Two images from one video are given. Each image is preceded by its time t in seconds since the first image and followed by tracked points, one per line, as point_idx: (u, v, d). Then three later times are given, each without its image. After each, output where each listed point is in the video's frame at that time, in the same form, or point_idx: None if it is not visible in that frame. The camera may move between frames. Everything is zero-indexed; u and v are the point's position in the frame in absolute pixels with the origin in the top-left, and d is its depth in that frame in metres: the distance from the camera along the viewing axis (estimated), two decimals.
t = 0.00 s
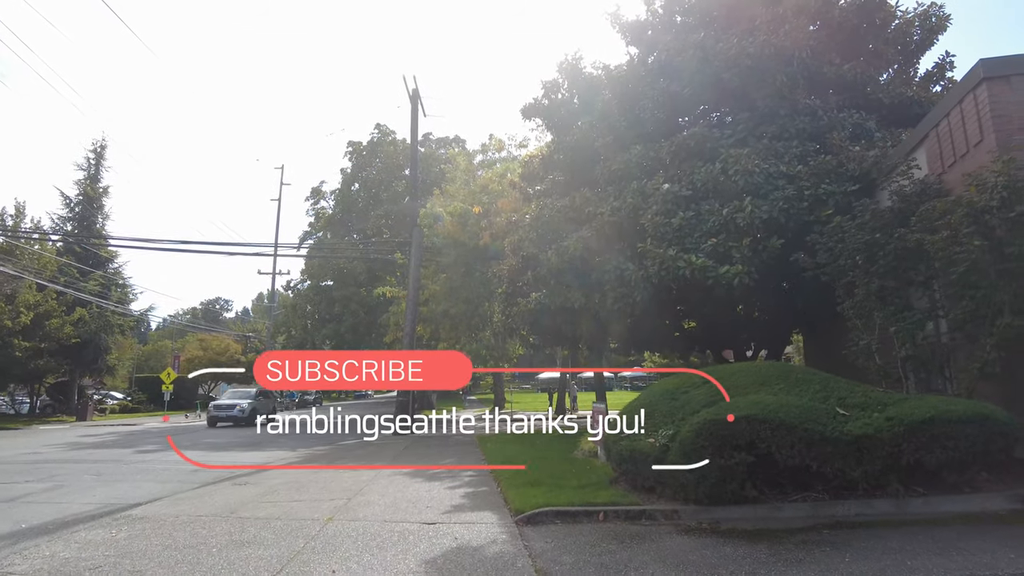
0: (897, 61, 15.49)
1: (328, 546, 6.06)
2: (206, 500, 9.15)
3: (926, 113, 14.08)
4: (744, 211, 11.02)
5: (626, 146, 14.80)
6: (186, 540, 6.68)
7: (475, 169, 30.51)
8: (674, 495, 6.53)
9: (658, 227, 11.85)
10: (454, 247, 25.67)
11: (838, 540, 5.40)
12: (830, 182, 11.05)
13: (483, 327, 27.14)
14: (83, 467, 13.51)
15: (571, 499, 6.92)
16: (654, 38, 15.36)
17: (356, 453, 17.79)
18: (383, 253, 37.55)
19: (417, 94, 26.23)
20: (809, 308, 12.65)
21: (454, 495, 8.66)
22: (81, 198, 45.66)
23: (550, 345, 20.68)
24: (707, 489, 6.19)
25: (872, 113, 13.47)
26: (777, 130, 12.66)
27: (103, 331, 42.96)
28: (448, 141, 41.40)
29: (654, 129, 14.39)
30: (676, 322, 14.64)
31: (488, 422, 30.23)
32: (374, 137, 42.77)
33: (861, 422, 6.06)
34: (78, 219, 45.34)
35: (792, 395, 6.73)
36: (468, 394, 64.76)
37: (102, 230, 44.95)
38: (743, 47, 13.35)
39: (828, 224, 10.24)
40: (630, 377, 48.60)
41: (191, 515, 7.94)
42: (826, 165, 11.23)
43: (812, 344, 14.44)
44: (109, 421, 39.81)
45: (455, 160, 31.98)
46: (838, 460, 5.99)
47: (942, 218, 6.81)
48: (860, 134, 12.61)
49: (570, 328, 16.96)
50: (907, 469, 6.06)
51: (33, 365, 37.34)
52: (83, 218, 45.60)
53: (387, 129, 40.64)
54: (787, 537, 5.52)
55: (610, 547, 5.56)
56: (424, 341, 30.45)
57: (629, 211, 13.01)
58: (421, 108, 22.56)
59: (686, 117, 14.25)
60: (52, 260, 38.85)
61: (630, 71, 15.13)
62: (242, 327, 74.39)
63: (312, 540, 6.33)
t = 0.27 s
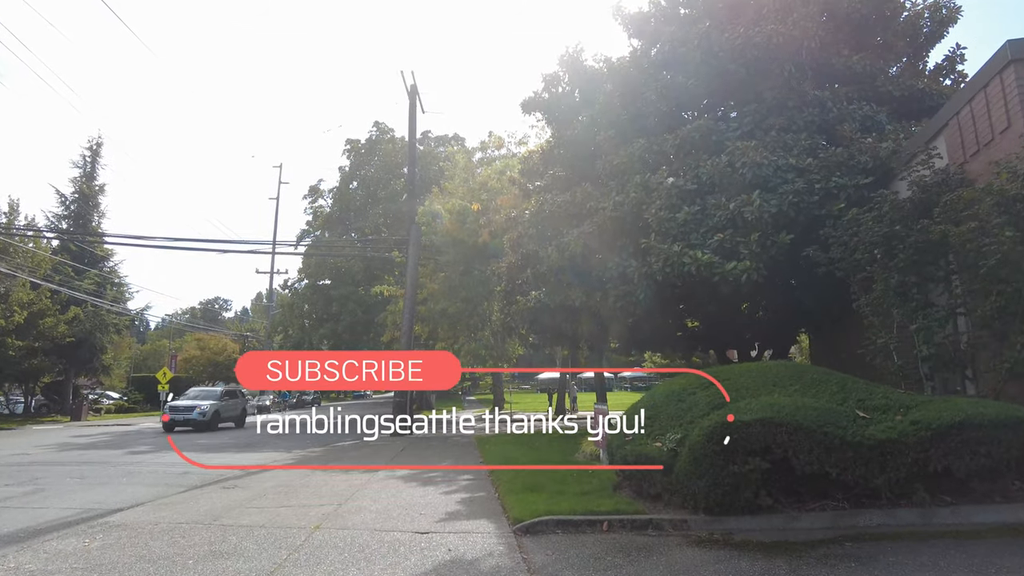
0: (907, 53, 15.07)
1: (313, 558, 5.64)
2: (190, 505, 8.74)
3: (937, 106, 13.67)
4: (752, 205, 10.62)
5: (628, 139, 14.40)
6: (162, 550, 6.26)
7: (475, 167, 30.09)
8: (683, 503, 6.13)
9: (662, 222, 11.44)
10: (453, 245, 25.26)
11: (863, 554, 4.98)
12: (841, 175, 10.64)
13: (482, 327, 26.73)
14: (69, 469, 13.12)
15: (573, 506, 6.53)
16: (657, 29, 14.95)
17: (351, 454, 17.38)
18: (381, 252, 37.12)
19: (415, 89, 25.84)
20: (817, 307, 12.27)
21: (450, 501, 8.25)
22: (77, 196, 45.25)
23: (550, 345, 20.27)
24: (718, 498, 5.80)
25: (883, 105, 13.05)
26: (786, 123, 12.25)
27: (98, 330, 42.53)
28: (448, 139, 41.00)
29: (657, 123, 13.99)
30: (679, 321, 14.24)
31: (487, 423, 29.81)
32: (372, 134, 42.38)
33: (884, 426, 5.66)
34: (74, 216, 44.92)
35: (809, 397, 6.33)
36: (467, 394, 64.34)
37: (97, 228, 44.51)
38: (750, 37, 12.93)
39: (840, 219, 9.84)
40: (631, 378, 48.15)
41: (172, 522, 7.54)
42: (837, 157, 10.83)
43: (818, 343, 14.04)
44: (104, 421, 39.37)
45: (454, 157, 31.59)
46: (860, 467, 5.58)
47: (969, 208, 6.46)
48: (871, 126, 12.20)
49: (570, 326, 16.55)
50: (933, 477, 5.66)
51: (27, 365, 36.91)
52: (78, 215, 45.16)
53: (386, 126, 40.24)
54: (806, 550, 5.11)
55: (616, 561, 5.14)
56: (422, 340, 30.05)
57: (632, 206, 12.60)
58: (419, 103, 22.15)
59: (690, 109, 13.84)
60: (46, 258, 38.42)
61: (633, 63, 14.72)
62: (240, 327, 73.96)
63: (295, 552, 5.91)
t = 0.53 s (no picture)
0: (914, 45, 14.66)
1: (290, 569, 5.23)
2: (170, 510, 8.32)
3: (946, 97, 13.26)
4: (756, 199, 10.25)
5: (628, 132, 14.01)
6: (131, 559, 5.86)
7: (472, 164, 29.64)
8: (688, 509, 5.76)
9: (663, 216, 11.07)
10: (450, 243, 24.85)
11: (887, 566, 4.60)
12: (850, 165, 10.26)
13: (479, 326, 26.32)
14: (50, 471, 12.71)
15: (571, 512, 6.17)
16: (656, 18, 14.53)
17: (344, 456, 16.98)
18: (377, 251, 36.70)
19: (412, 85, 25.44)
20: (822, 303, 11.97)
21: (442, 505, 7.85)
22: (70, 194, 44.81)
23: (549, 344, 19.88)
24: (724, 504, 5.45)
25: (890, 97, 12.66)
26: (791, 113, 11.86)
27: (92, 330, 42.09)
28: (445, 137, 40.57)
29: (658, 115, 13.62)
30: (680, 319, 13.86)
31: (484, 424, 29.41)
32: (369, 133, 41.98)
33: (903, 427, 5.29)
34: (67, 215, 44.44)
35: (822, 396, 5.96)
36: (465, 394, 63.97)
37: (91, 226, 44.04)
38: (753, 25, 12.53)
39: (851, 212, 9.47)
40: (630, 378, 47.75)
41: (147, 528, 7.14)
42: (845, 147, 10.43)
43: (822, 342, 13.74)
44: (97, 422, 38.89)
45: (451, 155, 31.14)
46: (878, 470, 5.22)
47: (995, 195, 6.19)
48: (880, 116, 11.81)
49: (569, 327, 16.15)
50: (958, 481, 5.29)
51: (18, 364, 36.47)
52: (72, 213, 44.68)
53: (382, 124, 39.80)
54: (822, 561, 4.74)
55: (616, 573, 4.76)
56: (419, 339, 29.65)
57: (632, 200, 12.21)
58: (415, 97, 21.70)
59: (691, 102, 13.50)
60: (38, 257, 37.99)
61: (632, 53, 14.28)
62: (237, 327, 73.62)
63: (274, 562, 5.51)
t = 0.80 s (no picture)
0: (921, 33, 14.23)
1: None
2: (144, 515, 7.90)
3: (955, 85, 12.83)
4: (760, 189, 9.85)
5: (626, 123, 13.58)
6: (91, 571, 5.43)
7: (468, 161, 29.19)
8: (693, 516, 5.35)
9: (663, 208, 10.66)
10: (445, 240, 24.41)
11: None
12: (857, 154, 9.86)
13: (475, 324, 25.88)
14: (28, 473, 12.26)
15: (567, 519, 5.75)
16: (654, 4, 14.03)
17: (335, 456, 16.55)
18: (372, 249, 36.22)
19: (406, 79, 25.03)
20: (826, 298, 11.65)
21: (431, 511, 7.43)
22: (62, 192, 44.34)
23: (547, 342, 19.48)
24: (732, 511, 5.04)
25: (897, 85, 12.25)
26: (795, 102, 11.45)
27: (84, 329, 41.60)
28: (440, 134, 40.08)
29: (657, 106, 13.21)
30: (679, 315, 13.44)
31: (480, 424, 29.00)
32: (364, 130, 41.52)
33: (925, 426, 4.89)
34: (59, 213, 43.90)
35: (835, 393, 5.56)
36: (463, 395, 63.50)
37: (83, 224, 43.51)
38: (756, 12, 12.09)
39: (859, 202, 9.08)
40: (629, 378, 47.32)
41: (115, 536, 6.69)
42: (852, 135, 10.03)
43: (826, 339, 13.40)
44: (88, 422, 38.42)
45: (446, 151, 30.68)
46: (899, 473, 4.81)
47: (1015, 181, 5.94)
48: (886, 105, 11.39)
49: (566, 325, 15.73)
50: (985, 485, 4.89)
51: (8, 364, 35.97)
52: (64, 212, 44.19)
53: (377, 121, 39.30)
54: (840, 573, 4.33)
55: None
56: (415, 337, 29.23)
57: (631, 192, 11.79)
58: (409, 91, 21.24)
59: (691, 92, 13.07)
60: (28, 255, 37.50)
61: (630, 42, 13.83)
62: (233, 327, 73.15)
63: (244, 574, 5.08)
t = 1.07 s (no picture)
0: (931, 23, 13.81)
1: None
2: (121, 525, 7.48)
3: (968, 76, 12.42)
4: (769, 182, 9.46)
5: (629, 117, 13.16)
6: None
7: (467, 159, 28.76)
8: (704, 530, 4.96)
9: (666, 203, 10.26)
10: (443, 238, 24.02)
11: None
12: (870, 145, 9.49)
13: (474, 324, 25.49)
14: (11, 478, 11.86)
15: (568, 532, 5.36)
16: None
17: (330, 458, 16.15)
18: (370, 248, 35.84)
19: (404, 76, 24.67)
20: (834, 296, 11.28)
21: (424, 519, 7.03)
22: (57, 191, 43.92)
23: (547, 342, 19.11)
24: (748, 525, 4.65)
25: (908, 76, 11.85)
26: (804, 93, 11.04)
27: (79, 329, 41.17)
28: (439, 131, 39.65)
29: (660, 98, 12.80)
30: (682, 315, 13.06)
31: (480, 425, 28.61)
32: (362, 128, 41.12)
33: (958, 433, 4.53)
34: (55, 212, 43.47)
35: (856, 396, 5.18)
36: (463, 395, 63.06)
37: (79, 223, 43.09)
38: None
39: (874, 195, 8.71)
40: (630, 378, 46.93)
41: (88, 549, 6.31)
42: (864, 126, 9.65)
43: (832, 335, 13.03)
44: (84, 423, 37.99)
45: (445, 149, 30.25)
46: (932, 484, 4.43)
47: None
48: (898, 95, 10.99)
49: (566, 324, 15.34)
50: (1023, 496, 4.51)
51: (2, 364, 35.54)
52: (60, 211, 43.77)
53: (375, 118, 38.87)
54: None
55: None
56: (414, 337, 28.88)
57: (634, 187, 11.39)
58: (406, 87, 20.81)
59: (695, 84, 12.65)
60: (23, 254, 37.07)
61: (633, 33, 13.41)
62: (232, 327, 72.74)
63: None
